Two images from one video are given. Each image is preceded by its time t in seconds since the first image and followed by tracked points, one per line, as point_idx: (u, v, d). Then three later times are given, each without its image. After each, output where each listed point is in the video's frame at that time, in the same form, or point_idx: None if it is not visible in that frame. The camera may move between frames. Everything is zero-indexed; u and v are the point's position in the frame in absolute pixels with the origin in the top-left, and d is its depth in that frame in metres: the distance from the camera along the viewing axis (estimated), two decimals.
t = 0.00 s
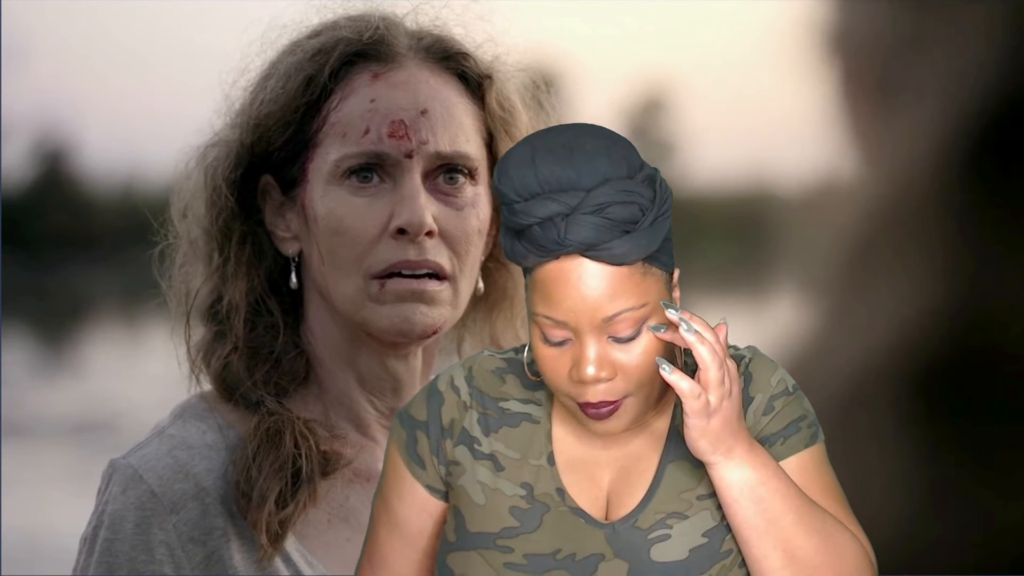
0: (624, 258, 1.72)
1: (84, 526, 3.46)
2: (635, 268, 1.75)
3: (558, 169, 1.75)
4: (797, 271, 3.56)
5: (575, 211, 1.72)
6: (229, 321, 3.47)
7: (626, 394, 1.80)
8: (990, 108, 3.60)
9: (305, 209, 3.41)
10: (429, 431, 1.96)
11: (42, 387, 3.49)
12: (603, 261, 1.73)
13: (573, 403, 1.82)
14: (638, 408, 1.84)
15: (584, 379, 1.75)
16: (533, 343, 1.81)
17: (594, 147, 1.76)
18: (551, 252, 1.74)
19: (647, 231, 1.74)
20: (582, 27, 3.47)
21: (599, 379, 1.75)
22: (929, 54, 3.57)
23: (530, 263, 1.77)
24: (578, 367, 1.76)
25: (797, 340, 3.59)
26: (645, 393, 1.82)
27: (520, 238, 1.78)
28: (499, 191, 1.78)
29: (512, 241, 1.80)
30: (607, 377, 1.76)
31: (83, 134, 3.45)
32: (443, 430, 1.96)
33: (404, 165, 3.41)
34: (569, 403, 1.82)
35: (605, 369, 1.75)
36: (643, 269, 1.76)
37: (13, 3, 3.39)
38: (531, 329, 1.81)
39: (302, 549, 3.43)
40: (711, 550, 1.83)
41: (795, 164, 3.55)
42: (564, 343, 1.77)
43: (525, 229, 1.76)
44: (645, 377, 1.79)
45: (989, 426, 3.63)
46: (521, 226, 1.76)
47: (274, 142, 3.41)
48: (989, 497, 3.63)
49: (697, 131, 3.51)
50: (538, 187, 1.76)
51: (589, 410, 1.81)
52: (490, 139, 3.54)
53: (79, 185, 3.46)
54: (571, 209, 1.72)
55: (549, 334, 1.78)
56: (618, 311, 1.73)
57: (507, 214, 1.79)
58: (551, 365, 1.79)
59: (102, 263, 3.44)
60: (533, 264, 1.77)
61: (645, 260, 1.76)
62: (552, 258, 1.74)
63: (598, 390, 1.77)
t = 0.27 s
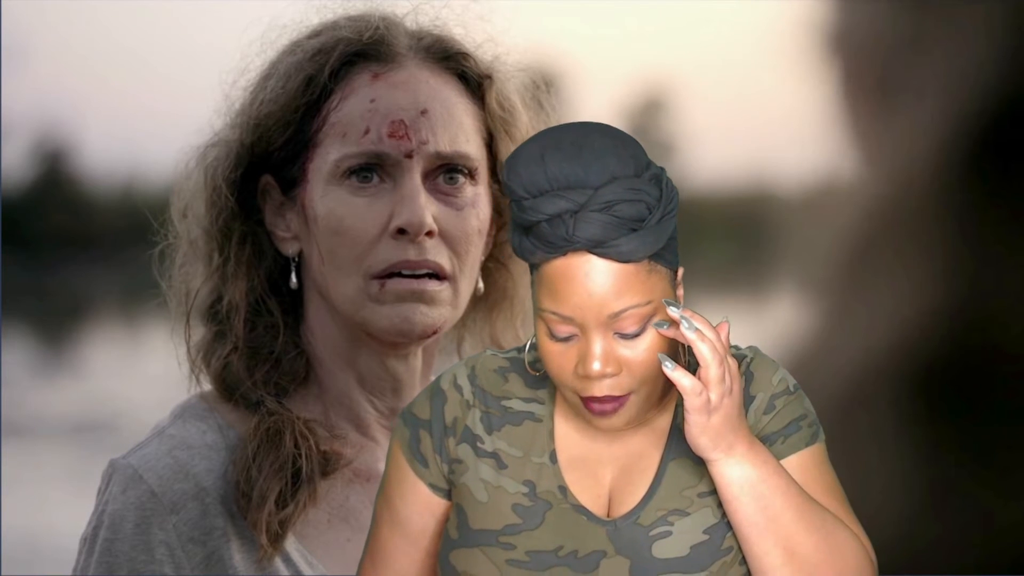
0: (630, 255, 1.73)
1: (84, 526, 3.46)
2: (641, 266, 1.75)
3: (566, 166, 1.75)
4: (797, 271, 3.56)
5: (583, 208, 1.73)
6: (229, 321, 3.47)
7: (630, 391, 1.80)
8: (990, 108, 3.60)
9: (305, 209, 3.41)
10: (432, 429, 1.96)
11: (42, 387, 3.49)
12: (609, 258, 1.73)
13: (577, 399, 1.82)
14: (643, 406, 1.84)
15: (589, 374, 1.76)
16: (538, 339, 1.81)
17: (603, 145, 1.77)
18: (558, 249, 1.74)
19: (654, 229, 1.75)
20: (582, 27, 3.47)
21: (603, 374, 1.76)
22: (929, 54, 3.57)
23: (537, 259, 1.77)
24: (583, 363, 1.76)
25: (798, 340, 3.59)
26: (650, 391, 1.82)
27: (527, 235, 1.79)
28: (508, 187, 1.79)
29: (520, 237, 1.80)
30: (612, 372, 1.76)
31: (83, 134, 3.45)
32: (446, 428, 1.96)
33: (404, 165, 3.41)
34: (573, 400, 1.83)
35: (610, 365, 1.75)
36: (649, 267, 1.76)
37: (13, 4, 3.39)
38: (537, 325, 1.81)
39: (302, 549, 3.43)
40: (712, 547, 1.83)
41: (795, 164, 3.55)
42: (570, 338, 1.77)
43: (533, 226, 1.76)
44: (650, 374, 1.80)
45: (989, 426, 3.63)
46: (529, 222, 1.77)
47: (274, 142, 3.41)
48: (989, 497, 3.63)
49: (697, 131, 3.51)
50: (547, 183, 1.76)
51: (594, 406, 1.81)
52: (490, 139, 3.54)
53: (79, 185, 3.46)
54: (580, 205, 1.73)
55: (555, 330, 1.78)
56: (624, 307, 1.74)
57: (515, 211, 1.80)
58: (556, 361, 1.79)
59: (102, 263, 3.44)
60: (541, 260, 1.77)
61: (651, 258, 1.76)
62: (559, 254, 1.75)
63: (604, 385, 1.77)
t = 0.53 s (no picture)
0: (634, 239, 1.72)
1: (84, 526, 3.46)
2: (644, 249, 1.74)
3: (573, 155, 1.76)
4: (798, 271, 3.57)
5: (589, 193, 1.73)
6: (229, 321, 3.48)
7: (630, 377, 1.79)
8: (990, 108, 3.60)
9: (305, 209, 3.41)
10: (431, 428, 1.95)
11: (42, 387, 3.48)
12: (611, 241, 1.72)
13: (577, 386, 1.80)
14: (640, 392, 1.83)
15: (590, 357, 1.74)
16: (539, 324, 1.79)
17: (608, 134, 1.77)
18: (562, 233, 1.74)
19: (658, 216, 1.75)
20: (582, 27, 3.47)
21: (605, 357, 1.74)
22: (929, 54, 3.57)
23: (542, 245, 1.76)
24: (584, 346, 1.75)
25: (798, 340, 3.59)
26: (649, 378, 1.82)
27: (530, 221, 1.78)
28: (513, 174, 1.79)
29: (522, 224, 1.80)
30: (613, 356, 1.75)
31: (83, 134, 3.45)
32: (446, 427, 1.94)
33: (404, 165, 3.40)
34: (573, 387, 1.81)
35: (611, 348, 1.74)
36: (651, 253, 1.75)
37: (13, 4, 3.39)
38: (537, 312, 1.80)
39: (302, 549, 3.43)
40: (712, 545, 1.84)
41: (795, 164, 3.55)
42: (571, 324, 1.76)
43: (538, 211, 1.76)
44: (651, 360, 1.79)
45: (989, 426, 3.63)
46: (534, 208, 1.76)
47: (274, 142, 3.41)
48: (989, 497, 3.63)
49: (698, 131, 3.50)
50: (552, 170, 1.76)
51: (594, 393, 1.80)
52: (490, 139, 3.54)
53: (79, 185, 3.46)
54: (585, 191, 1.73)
55: (556, 315, 1.76)
56: (627, 289, 1.73)
57: (519, 197, 1.80)
58: (556, 346, 1.77)
59: (102, 263, 3.44)
60: (544, 245, 1.76)
61: (654, 244, 1.75)
62: (563, 238, 1.74)
63: (604, 368, 1.76)
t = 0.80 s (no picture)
0: (604, 191, 1.88)
1: (84, 526, 3.46)
2: (617, 205, 1.90)
3: (546, 127, 1.94)
4: (798, 271, 3.56)
5: (560, 152, 1.91)
6: (229, 321, 3.48)
7: (615, 331, 1.88)
8: (990, 108, 3.60)
9: (305, 209, 3.42)
10: (433, 420, 1.99)
11: (42, 387, 3.47)
12: (583, 194, 1.89)
13: (567, 347, 1.90)
14: (633, 354, 1.90)
15: (572, 306, 1.86)
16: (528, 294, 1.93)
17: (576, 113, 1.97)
18: (541, 193, 1.91)
19: (627, 172, 1.91)
20: (582, 27, 3.47)
21: (586, 304, 1.86)
22: (929, 54, 3.57)
23: (522, 210, 1.93)
24: (567, 297, 1.87)
25: (798, 340, 3.59)
26: (637, 336, 1.89)
27: (514, 195, 1.95)
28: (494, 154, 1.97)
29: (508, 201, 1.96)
30: (594, 302, 1.86)
31: (83, 134, 3.44)
32: (448, 419, 1.99)
33: (404, 165, 3.41)
34: (563, 349, 1.90)
35: (591, 295, 1.86)
36: (623, 207, 1.91)
37: (13, 4, 3.39)
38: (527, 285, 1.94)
39: (302, 549, 3.43)
40: (718, 546, 1.89)
41: (795, 164, 3.55)
42: (555, 281, 1.89)
43: (518, 181, 1.93)
44: (634, 312, 1.88)
45: (989, 426, 3.62)
46: (514, 179, 1.94)
47: (274, 142, 3.42)
48: (989, 497, 3.63)
49: (698, 131, 3.50)
50: (528, 142, 1.93)
51: (582, 351, 1.89)
52: (490, 139, 3.53)
53: (79, 185, 3.45)
54: (557, 150, 1.91)
55: (542, 277, 1.91)
56: (599, 236, 1.88)
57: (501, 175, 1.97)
58: (543, 306, 1.90)
59: (103, 263, 3.44)
60: (527, 210, 1.92)
61: (625, 198, 1.91)
62: (542, 198, 1.91)
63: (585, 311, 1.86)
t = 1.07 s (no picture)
0: (622, 184, 1.96)
1: (84, 526, 3.46)
2: (631, 196, 1.99)
3: (560, 128, 2.01)
4: (797, 271, 3.57)
5: (579, 148, 1.98)
6: (229, 321, 3.48)
7: (643, 312, 1.93)
8: (990, 108, 3.60)
9: (305, 209, 3.41)
10: (440, 409, 2.03)
11: (42, 387, 3.47)
12: (603, 188, 1.97)
13: (594, 331, 1.94)
14: (658, 337, 1.95)
15: (603, 289, 1.92)
16: (551, 285, 1.97)
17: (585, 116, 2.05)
18: (562, 186, 1.97)
19: (640, 168, 2.00)
20: (582, 27, 3.47)
21: (616, 287, 1.91)
22: (928, 54, 3.57)
23: (544, 206, 1.98)
24: (596, 282, 1.93)
25: (798, 341, 3.59)
26: (662, 318, 1.95)
27: (531, 192, 2.01)
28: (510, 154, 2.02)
29: (525, 198, 2.02)
30: (624, 285, 1.92)
31: (83, 134, 3.44)
32: (455, 407, 2.02)
33: (404, 165, 3.40)
34: (590, 335, 1.94)
35: (621, 278, 1.92)
36: (636, 195, 1.99)
37: (13, 3, 3.39)
38: (548, 278, 1.98)
39: (302, 549, 3.43)
40: (722, 521, 1.91)
41: (795, 165, 3.56)
42: (581, 270, 1.95)
43: (537, 177, 1.99)
44: (659, 295, 1.94)
45: (989, 426, 3.63)
46: (532, 175, 1.99)
47: (274, 142, 3.42)
48: (989, 497, 3.64)
49: (698, 131, 3.50)
50: (545, 141, 1.99)
51: (611, 334, 1.93)
52: (490, 139, 3.54)
53: (79, 185, 3.45)
54: (576, 147, 1.98)
55: (566, 267, 1.96)
56: (621, 223, 1.94)
57: (517, 176, 2.03)
58: (569, 293, 1.94)
59: (103, 263, 3.44)
60: (547, 205, 1.98)
61: (640, 191, 2.00)
62: (563, 192, 1.97)
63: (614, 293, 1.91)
